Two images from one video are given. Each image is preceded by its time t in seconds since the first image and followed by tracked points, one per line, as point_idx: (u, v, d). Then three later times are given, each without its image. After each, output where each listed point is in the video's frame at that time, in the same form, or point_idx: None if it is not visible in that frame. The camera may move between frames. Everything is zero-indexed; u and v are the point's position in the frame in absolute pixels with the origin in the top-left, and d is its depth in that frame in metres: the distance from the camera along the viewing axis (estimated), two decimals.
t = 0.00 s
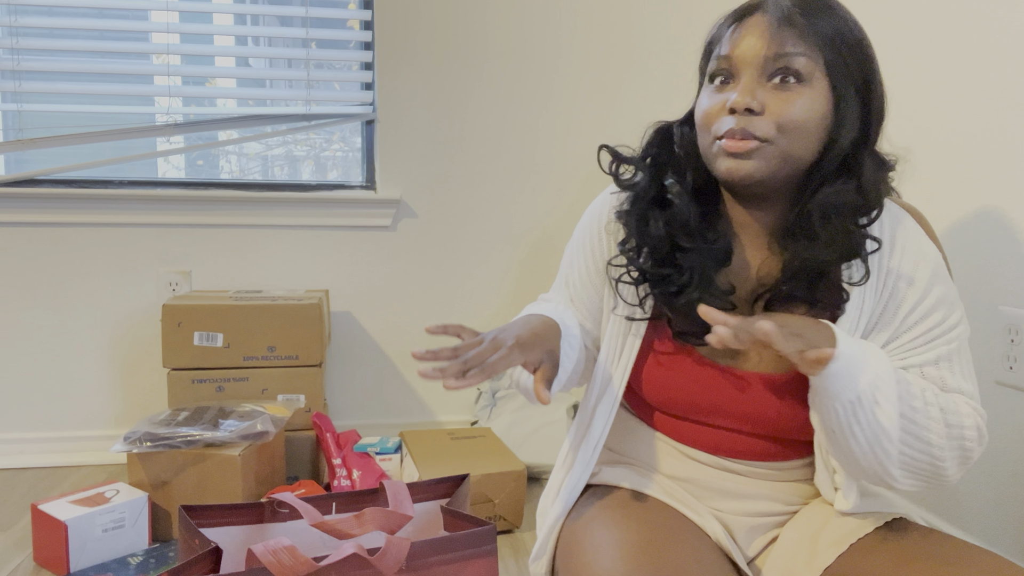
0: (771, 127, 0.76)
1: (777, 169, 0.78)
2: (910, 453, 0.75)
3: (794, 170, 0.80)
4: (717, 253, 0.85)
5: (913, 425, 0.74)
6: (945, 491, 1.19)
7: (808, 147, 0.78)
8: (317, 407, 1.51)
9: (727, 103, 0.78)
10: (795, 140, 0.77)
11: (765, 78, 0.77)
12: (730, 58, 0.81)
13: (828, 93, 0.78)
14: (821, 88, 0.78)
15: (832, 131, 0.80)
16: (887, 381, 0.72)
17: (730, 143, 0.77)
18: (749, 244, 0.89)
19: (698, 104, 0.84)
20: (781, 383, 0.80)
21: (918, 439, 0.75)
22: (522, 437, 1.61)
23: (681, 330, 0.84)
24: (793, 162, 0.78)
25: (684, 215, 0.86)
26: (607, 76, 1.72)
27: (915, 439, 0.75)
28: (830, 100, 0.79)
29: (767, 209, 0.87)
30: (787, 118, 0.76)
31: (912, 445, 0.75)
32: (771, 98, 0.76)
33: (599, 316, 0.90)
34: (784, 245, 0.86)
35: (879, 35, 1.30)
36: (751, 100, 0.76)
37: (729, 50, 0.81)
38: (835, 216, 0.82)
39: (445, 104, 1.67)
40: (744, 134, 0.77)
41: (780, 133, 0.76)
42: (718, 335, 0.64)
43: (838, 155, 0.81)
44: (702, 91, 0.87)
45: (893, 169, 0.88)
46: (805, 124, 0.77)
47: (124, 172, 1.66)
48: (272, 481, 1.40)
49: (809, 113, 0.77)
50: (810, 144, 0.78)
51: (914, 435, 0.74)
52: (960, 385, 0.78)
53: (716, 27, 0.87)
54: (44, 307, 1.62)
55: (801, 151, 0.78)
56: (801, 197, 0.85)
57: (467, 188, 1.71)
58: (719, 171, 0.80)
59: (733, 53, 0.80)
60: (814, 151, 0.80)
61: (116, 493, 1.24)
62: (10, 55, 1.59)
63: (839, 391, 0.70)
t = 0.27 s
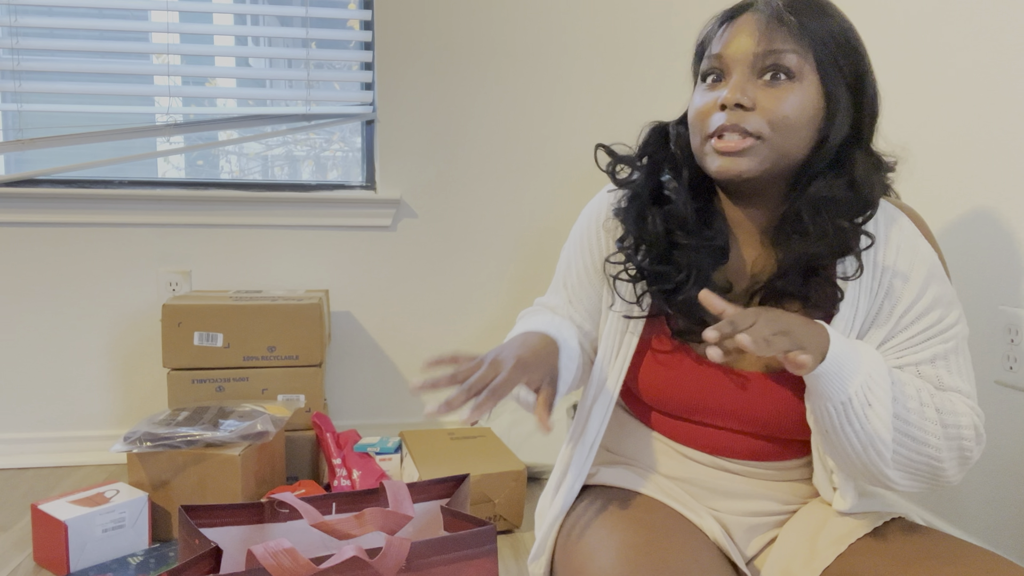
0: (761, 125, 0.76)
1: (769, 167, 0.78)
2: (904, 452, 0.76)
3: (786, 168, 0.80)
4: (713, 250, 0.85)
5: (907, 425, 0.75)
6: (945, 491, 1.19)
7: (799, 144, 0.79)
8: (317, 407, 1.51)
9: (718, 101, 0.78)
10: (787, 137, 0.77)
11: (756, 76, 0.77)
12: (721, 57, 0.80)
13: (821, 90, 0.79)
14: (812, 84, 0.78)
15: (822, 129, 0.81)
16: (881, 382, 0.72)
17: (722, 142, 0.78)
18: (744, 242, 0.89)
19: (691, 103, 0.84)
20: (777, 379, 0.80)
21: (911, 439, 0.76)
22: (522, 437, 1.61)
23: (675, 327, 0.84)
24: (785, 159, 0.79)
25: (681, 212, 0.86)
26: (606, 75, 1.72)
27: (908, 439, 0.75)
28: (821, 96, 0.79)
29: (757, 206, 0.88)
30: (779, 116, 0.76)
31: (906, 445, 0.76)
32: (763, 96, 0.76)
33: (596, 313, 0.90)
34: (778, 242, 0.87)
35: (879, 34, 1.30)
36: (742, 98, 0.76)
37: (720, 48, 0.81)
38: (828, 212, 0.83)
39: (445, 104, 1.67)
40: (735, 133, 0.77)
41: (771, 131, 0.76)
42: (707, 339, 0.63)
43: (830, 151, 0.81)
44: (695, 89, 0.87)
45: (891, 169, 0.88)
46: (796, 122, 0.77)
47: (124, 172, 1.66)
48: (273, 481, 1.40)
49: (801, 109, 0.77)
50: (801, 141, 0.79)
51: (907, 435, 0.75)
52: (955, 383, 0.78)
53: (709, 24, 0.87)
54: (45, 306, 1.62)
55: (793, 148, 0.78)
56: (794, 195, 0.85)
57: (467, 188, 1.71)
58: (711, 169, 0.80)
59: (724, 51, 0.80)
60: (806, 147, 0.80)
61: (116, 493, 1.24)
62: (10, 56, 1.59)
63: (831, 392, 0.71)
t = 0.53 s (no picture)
0: (769, 122, 0.76)
1: (776, 164, 0.78)
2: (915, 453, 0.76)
3: (794, 166, 0.80)
4: (720, 249, 0.84)
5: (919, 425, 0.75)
6: (945, 491, 1.19)
7: (806, 143, 0.78)
8: (317, 407, 1.51)
9: (728, 98, 0.78)
10: (794, 136, 0.77)
11: (764, 75, 0.78)
12: (729, 55, 0.81)
13: (830, 90, 0.79)
14: (820, 84, 0.78)
15: (830, 128, 0.80)
16: (903, 381, 0.72)
17: (729, 138, 0.77)
18: (753, 241, 0.88)
19: (699, 102, 0.84)
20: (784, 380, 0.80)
21: (922, 439, 0.76)
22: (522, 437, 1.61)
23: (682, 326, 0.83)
24: (792, 158, 0.78)
25: (687, 210, 0.85)
26: (607, 76, 1.72)
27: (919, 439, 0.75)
28: (829, 96, 0.79)
29: (767, 206, 0.87)
30: (787, 114, 0.76)
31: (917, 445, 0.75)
32: (770, 95, 0.76)
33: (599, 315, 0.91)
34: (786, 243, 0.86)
35: (879, 34, 1.30)
36: (750, 95, 0.77)
37: (729, 47, 0.81)
38: (837, 212, 0.81)
39: (445, 104, 1.67)
40: (744, 129, 0.77)
41: (778, 128, 0.76)
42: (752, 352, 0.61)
43: (838, 151, 0.81)
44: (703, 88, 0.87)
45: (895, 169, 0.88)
46: (803, 120, 0.77)
47: (124, 172, 1.66)
48: (273, 481, 1.40)
49: (808, 109, 0.77)
50: (809, 140, 0.78)
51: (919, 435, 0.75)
52: (963, 385, 0.78)
53: (717, 25, 0.87)
54: (44, 306, 1.62)
55: (800, 147, 0.78)
56: (802, 195, 0.85)
57: (467, 188, 1.71)
58: (719, 166, 0.80)
59: (732, 51, 0.80)
60: (814, 145, 0.80)
61: (116, 493, 1.24)
62: (10, 56, 1.59)
63: (856, 391, 0.71)
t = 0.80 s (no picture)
0: (786, 119, 0.75)
1: (792, 162, 0.78)
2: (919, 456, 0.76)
3: (806, 166, 0.80)
4: (731, 248, 0.84)
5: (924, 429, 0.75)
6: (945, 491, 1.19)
7: (822, 142, 0.78)
8: (317, 407, 1.51)
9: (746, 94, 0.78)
10: (811, 134, 0.77)
11: (784, 72, 0.77)
12: (751, 52, 0.80)
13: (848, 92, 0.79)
14: (839, 86, 0.78)
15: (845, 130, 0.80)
16: (915, 389, 0.73)
17: (745, 132, 0.77)
18: (762, 242, 0.88)
19: (715, 98, 0.84)
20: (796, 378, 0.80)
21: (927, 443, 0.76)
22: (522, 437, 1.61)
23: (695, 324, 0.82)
24: (807, 157, 0.78)
25: (699, 207, 0.85)
26: (607, 76, 1.72)
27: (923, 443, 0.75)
28: (846, 99, 0.79)
29: (778, 206, 0.87)
30: (805, 112, 0.76)
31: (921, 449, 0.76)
32: (790, 93, 0.76)
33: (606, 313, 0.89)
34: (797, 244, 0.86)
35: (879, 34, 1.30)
36: (770, 92, 0.76)
37: (751, 43, 0.81)
38: (848, 217, 0.82)
39: (446, 104, 1.67)
40: (760, 125, 0.76)
41: (796, 125, 0.76)
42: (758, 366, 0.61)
43: (850, 156, 0.82)
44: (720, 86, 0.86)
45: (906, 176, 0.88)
46: (820, 119, 0.77)
47: (124, 172, 1.66)
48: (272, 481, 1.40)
49: (827, 109, 0.77)
50: (824, 139, 0.78)
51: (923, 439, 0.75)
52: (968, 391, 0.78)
53: (737, 22, 0.87)
54: (44, 307, 1.62)
55: (816, 146, 0.78)
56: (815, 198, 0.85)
57: (467, 188, 1.71)
58: (732, 161, 0.79)
59: (754, 48, 0.80)
60: (829, 146, 0.79)
61: (116, 493, 1.24)
62: (11, 56, 1.59)
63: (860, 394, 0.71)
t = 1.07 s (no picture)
0: (789, 130, 0.76)
1: (794, 172, 0.78)
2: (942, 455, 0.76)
3: (809, 173, 0.80)
4: (739, 250, 0.84)
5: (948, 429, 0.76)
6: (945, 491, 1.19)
7: (824, 149, 0.78)
8: (317, 407, 1.51)
9: (746, 105, 0.78)
10: (812, 144, 0.77)
11: (784, 81, 0.77)
12: (750, 60, 0.80)
13: (852, 97, 0.78)
14: (841, 92, 0.77)
15: (849, 135, 0.80)
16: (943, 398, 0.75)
17: (747, 145, 0.77)
18: (771, 245, 0.88)
19: (716, 106, 0.84)
20: (804, 382, 0.81)
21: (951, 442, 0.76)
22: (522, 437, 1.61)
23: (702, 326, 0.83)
24: (809, 166, 0.79)
25: (707, 209, 0.85)
26: (607, 76, 1.72)
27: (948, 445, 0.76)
28: (851, 103, 0.78)
29: (787, 210, 0.87)
30: (806, 123, 0.76)
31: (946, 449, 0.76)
32: (790, 102, 0.76)
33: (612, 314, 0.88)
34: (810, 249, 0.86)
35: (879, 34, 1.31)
36: (769, 104, 0.76)
37: (750, 51, 0.80)
38: (858, 222, 0.83)
39: (446, 103, 1.67)
40: (761, 138, 0.77)
41: (797, 136, 0.76)
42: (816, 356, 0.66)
43: (856, 161, 0.82)
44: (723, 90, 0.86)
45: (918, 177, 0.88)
46: (822, 128, 0.77)
47: (124, 172, 1.66)
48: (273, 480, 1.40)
49: (829, 117, 0.77)
50: (826, 146, 0.78)
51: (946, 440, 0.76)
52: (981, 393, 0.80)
53: (739, 26, 0.86)
54: (44, 307, 1.62)
55: (818, 154, 0.78)
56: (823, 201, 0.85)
57: (467, 188, 1.71)
58: (735, 172, 0.80)
59: (752, 56, 0.79)
60: (832, 151, 0.79)
61: (116, 493, 1.24)
62: (10, 55, 1.59)
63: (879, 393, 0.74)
